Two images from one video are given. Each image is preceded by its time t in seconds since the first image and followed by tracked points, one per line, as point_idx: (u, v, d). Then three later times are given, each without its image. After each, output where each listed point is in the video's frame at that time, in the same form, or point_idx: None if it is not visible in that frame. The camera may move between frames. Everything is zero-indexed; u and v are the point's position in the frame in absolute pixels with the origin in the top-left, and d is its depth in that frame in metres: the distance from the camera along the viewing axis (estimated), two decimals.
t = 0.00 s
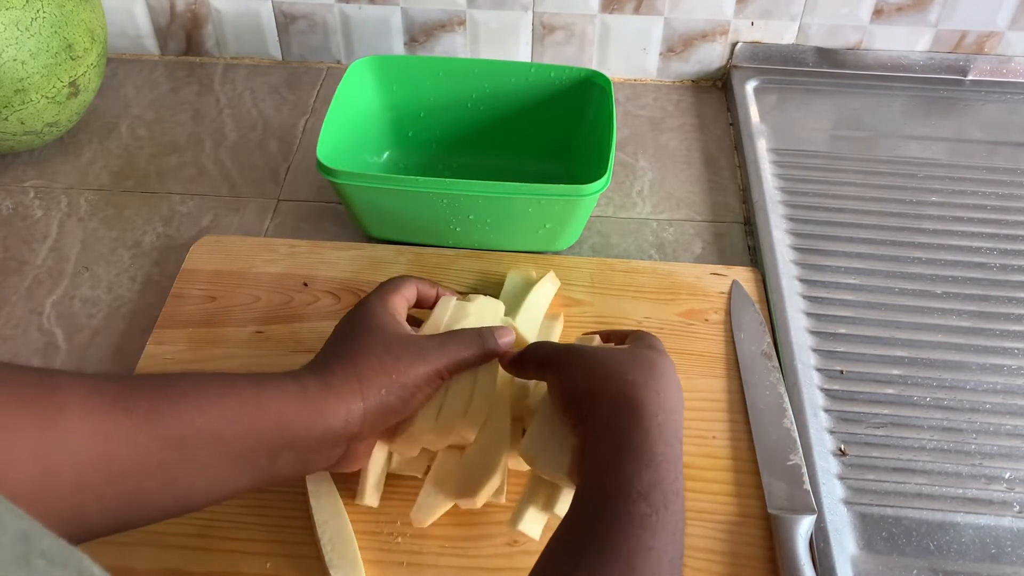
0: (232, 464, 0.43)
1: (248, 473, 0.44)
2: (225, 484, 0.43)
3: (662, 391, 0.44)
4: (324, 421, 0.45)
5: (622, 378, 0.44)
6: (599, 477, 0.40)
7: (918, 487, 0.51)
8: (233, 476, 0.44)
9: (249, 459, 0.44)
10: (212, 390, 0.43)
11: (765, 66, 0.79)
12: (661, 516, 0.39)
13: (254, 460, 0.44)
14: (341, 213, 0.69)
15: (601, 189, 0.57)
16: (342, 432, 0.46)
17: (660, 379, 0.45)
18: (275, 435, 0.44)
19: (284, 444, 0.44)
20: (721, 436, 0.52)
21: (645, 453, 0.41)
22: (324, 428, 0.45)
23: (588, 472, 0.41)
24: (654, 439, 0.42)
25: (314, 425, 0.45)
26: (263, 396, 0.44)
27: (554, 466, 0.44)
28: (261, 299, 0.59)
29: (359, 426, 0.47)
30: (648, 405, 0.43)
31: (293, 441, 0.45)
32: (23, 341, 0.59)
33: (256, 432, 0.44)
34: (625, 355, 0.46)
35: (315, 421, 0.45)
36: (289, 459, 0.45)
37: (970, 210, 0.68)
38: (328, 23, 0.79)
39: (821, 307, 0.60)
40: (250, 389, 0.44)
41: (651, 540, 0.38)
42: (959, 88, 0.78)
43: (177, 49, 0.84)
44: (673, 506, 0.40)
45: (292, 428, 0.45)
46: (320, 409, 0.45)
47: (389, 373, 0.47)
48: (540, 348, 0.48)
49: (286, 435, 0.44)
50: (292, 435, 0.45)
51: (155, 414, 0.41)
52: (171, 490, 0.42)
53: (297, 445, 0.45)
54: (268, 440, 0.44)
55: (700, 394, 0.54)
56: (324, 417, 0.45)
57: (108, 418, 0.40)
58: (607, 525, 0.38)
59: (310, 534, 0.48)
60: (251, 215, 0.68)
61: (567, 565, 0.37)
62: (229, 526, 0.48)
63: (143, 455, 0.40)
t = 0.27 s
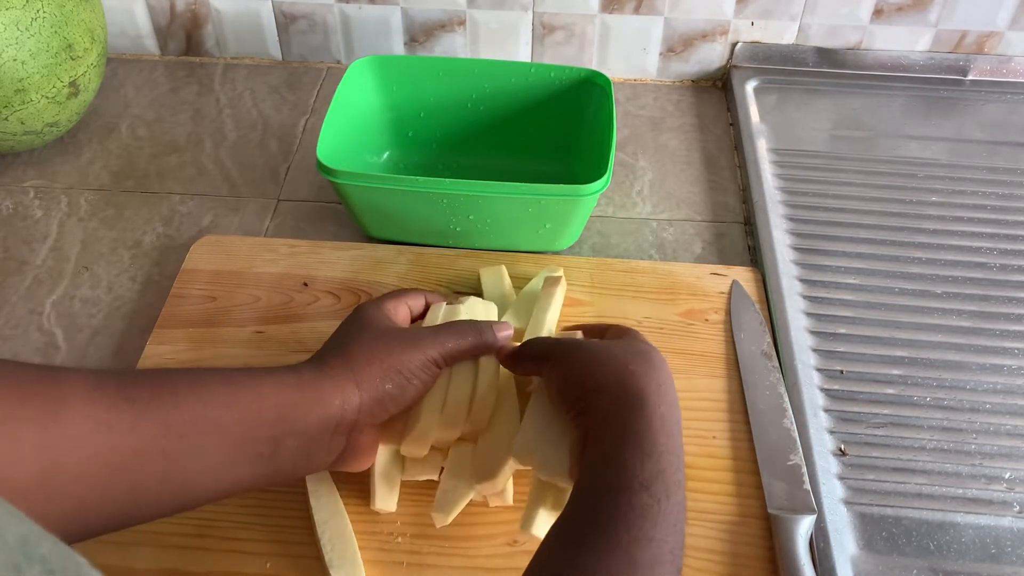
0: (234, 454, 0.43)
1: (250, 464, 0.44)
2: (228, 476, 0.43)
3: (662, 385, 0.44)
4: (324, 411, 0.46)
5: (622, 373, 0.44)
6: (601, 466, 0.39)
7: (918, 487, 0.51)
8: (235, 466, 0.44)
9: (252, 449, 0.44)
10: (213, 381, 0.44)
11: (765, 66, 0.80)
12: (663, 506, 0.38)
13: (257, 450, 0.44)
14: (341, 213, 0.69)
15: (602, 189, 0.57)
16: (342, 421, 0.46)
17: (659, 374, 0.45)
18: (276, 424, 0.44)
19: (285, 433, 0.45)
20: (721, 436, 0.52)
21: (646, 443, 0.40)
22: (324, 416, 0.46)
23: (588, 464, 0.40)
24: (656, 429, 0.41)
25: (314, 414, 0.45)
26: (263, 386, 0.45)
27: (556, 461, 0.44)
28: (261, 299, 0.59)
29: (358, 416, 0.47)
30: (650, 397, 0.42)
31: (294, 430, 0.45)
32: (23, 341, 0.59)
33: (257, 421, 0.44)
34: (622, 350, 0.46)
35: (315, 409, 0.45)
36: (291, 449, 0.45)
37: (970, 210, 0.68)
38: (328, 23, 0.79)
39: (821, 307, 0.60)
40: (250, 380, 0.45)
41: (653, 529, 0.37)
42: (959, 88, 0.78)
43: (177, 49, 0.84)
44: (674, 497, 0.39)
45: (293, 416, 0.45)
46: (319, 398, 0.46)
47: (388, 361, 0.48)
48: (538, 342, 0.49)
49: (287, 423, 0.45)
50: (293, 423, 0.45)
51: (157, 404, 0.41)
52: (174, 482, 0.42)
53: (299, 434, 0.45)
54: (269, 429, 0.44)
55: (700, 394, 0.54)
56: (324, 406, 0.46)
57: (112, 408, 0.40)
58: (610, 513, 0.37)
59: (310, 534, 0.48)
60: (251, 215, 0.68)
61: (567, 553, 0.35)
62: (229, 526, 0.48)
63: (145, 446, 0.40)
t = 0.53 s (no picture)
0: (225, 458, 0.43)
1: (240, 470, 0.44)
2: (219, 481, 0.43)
3: (647, 387, 0.43)
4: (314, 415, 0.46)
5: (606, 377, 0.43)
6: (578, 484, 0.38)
7: (918, 487, 0.51)
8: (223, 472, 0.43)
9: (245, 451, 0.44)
10: (201, 386, 0.43)
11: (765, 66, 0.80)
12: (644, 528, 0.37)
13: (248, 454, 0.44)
14: (341, 213, 0.69)
15: (602, 189, 0.57)
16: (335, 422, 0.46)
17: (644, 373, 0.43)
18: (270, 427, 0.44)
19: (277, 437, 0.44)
20: (721, 436, 0.52)
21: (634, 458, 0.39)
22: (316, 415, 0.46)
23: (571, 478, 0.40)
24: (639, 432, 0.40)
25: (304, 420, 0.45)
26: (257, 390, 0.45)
27: (533, 464, 0.42)
28: (261, 299, 0.59)
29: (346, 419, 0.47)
30: (637, 403, 0.41)
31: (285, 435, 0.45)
32: (23, 341, 0.59)
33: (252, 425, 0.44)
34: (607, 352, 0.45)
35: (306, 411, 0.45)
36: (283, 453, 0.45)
37: (970, 210, 0.68)
38: (328, 23, 0.79)
39: (821, 307, 0.60)
40: (239, 382, 0.45)
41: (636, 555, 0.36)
42: (959, 88, 0.78)
43: (177, 49, 0.84)
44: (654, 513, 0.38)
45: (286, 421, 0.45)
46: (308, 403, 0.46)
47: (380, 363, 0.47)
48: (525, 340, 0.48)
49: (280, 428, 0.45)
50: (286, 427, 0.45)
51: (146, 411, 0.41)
52: (165, 491, 0.42)
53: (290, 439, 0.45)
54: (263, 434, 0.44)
55: (700, 394, 0.54)
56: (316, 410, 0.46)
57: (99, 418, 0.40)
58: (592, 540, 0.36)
59: (310, 534, 0.48)
60: (251, 215, 0.68)
61: None
62: (230, 527, 0.48)
63: (135, 452, 0.40)
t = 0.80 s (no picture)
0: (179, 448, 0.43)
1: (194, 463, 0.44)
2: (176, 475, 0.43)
3: (617, 363, 0.41)
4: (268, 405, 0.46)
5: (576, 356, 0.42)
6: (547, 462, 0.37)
7: (918, 487, 0.51)
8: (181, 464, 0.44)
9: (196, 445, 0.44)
10: (154, 382, 0.43)
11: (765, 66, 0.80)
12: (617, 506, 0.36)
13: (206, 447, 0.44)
14: (341, 213, 0.69)
15: (602, 190, 0.57)
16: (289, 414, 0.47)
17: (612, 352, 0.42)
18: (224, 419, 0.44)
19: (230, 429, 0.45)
20: (721, 437, 0.52)
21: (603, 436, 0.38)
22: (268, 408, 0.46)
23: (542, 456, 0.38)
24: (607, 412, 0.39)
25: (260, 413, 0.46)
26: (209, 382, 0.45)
27: (500, 451, 0.42)
28: (261, 299, 0.59)
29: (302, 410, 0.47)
30: (602, 388, 0.40)
31: (239, 428, 0.45)
32: (23, 341, 0.59)
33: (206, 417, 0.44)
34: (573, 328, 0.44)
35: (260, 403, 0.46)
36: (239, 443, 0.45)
37: (970, 209, 0.68)
38: (328, 23, 0.79)
39: (821, 307, 0.60)
40: (192, 379, 0.45)
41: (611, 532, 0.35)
42: (959, 88, 0.78)
43: (177, 49, 0.84)
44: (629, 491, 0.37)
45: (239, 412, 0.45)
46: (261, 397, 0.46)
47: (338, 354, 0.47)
48: (490, 318, 0.47)
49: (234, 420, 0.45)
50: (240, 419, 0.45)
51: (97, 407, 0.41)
52: (121, 489, 0.41)
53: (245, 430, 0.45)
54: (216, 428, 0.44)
55: (700, 394, 0.54)
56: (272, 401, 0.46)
57: (49, 420, 0.39)
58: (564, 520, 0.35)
59: (310, 534, 0.48)
60: (251, 215, 0.68)
61: (519, 571, 0.33)
62: (230, 527, 0.48)
63: (89, 452, 0.40)
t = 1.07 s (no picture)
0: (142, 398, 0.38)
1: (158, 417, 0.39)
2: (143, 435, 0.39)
3: (585, 280, 0.31)
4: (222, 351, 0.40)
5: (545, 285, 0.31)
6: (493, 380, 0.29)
7: (918, 487, 0.51)
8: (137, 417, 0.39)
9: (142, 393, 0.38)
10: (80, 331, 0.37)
11: (765, 66, 0.80)
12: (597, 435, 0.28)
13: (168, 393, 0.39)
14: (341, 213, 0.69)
15: (602, 189, 0.57)
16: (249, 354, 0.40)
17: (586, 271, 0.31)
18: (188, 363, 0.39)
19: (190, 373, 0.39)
20: (721, 436, 0.52)
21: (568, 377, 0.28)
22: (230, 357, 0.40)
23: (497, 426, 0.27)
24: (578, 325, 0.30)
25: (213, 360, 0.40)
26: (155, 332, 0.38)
27: (468, 378, 0.33)
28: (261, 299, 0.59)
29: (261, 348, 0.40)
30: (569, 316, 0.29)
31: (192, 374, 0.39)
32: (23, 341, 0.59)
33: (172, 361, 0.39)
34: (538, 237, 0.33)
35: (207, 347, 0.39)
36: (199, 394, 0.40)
37: (970, 209, 0.68)
38: (328, 23, 0.79)
39: (821, 306, 0.60)
40: (124, 323, 0.38)
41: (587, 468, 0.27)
42: (959, 88, 0.78)
43: (177, 49, 0.84)
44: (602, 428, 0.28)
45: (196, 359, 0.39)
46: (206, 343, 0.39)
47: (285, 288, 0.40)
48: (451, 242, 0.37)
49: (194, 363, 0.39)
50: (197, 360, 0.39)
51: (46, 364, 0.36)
52: (74, 439, 0.36)
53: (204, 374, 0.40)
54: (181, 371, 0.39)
55: (700, 394, 0.54)
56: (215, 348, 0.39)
57: None
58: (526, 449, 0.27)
59: (310, 534, 0.48)
60: (251, 215, 0.69)
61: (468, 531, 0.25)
62: (230, 527, 0.48)
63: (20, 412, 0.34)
